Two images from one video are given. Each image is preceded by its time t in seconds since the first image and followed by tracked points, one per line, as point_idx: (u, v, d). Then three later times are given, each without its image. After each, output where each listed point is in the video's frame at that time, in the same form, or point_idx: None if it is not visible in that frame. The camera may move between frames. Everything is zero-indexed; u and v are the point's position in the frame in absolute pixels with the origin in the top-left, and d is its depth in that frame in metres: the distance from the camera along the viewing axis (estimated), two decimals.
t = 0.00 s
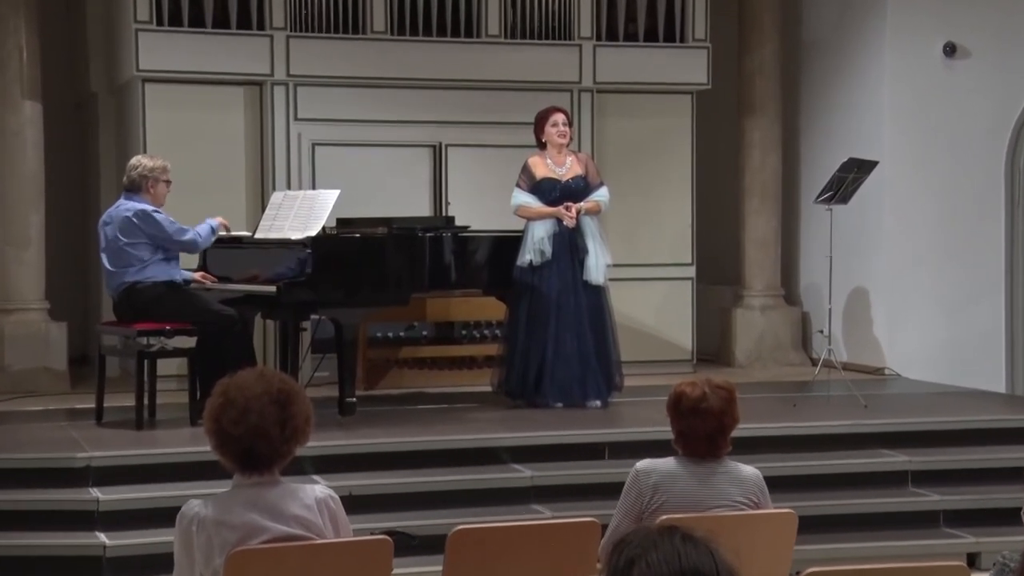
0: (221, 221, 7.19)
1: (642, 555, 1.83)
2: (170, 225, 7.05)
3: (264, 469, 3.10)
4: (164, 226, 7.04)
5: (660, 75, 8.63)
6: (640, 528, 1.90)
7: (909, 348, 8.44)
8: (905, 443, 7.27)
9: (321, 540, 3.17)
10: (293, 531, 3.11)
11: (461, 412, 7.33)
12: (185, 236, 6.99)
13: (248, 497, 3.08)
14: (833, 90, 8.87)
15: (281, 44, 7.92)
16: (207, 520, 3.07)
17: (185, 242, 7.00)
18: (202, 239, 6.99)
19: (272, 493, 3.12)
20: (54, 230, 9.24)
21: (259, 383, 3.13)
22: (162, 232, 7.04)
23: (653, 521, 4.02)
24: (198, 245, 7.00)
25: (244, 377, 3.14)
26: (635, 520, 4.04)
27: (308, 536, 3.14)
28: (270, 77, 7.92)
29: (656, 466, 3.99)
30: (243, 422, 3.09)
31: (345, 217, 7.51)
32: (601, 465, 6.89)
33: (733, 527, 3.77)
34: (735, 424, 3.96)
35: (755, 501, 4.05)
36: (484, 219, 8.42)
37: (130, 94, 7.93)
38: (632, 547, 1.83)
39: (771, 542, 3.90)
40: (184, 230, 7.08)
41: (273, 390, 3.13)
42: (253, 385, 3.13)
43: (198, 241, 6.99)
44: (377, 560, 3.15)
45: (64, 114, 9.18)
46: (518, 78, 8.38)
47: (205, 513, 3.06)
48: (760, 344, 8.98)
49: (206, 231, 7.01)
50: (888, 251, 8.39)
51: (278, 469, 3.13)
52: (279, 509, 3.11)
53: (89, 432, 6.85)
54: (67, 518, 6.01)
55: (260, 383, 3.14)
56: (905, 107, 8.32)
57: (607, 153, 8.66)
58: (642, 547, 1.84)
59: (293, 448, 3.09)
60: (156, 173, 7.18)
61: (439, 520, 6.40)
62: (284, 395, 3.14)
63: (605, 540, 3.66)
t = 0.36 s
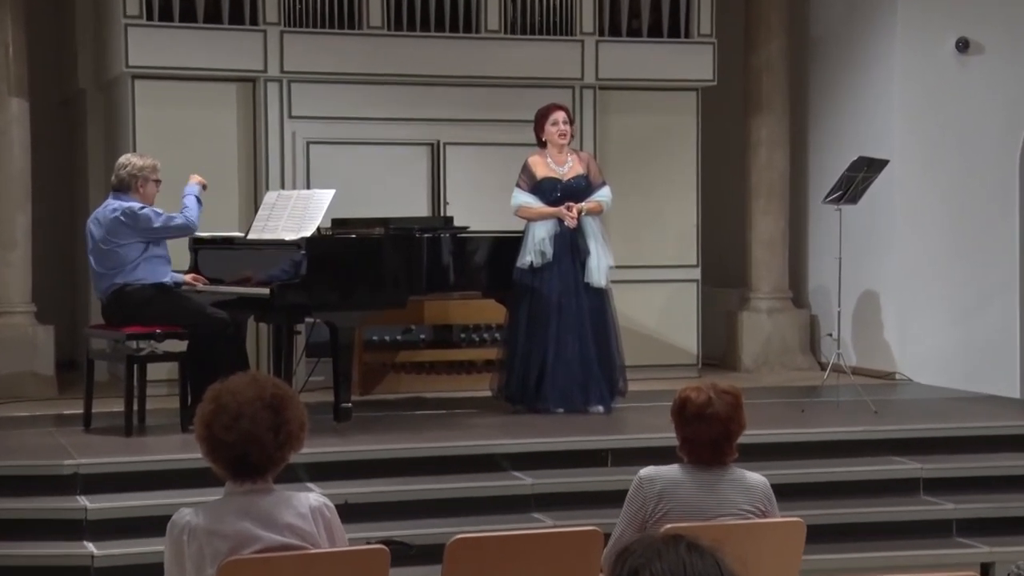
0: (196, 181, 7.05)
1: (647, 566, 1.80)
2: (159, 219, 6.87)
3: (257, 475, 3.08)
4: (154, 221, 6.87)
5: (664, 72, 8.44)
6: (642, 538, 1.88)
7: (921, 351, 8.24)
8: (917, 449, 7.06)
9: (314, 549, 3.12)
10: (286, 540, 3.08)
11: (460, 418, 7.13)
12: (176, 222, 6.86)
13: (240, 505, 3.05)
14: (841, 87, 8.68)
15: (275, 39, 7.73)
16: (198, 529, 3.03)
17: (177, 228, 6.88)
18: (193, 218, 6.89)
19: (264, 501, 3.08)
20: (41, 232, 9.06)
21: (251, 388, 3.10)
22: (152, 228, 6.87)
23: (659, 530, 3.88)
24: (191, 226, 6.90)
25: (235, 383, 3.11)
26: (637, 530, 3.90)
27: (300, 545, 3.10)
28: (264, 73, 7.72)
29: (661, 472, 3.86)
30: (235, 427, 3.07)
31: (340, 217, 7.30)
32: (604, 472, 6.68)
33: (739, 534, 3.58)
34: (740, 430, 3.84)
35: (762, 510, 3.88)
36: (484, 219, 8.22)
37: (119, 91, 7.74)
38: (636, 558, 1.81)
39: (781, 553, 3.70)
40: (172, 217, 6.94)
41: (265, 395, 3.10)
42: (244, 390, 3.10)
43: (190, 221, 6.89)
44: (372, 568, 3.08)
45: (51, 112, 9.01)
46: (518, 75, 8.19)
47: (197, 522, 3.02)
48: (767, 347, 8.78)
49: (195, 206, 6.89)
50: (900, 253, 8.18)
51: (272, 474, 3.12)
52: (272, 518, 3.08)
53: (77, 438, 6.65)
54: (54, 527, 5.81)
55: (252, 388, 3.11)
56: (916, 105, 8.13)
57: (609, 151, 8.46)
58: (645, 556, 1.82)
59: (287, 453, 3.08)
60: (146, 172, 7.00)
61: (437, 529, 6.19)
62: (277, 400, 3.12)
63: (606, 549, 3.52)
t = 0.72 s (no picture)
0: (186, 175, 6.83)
1: None
2: (147, 221, 6.68)
3: (249, 483, 2.94)
4: (142, 222, 6.68)
5: (667, 68, 8.24)
6: (643, 546, 1.78)
7: (931, 354, 8.05)
8: (928, 456, 6.86)
9: (309, 559, 2.97)
10: (280, 550, 2.93)
11: (458, 424, 6.92)
12: (165, 224, 6.68)
13: (231, 513, 2.92)
14: (849, 84, 8.49)
15: (268, 34, 7.54)
16: (189, 538, 2.89)
17: (166, 229, 6.70)
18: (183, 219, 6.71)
19: (256, 509, 2.95)
20: (27, 233, 8.88)
21: (242, 393, 2.96)
22: (140, 229, 6.68)
23: (662, 539, 3.69)
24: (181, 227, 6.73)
25: (226, 387, 2.98)
26: (641, 540, 3.74)
27: (294, 554, 2.95)
28: (256, 69, 7.54)
29: (665, 480, 3.69)
30: (226, 433, 2.93)
31: (335, 217, 7.10)
32: (606, 479, 6.48)
33: (744, 543, 3.37)
34: (746, 436, 3.65)
35: (769, 518, 3.69)
36: (482, 219, 8.03)
37: (107, 87, 7.56)
38: (639, 567, 1.71)
39: (792, 567, 3.49)
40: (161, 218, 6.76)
41: (257, 400, 2.97)
42: (235, 395, 2.97)
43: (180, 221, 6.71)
44: None
45: (37, 110, 8.83)
46: (518, 71, 8.00)
47: (187, 531, 2.88)
48: (774, 351, 8.58)
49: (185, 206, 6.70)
50: (911, 252, 7.99)
51: (265, 482, 2.98)
52: (265, 526, 2.94)
53: (63, 445, 6.45)
54: (39, 536, 5.61)
55: (243, 393, 2.97)
56: (928, 101, 7.94)
57: (611, 150, 8.27)
58: (649, 567, 1.71)
59: (279, 460, 2.94)
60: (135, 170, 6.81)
61: (433, 538, 5.99)
62: (270, 405, 2.98)
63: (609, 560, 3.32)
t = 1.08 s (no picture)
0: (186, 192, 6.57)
1: None
2: (136, 227, 6.47)
3: (241, 491, 2.82)
4: (131, 228, 6.47)
5: (671, 63, 8.05)
6: (647, 556, 1.76)
7: (944, 356, 7.86)
8: (940, 463, 6.67)
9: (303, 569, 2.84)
10: (273, 560, 2.79)
11: (456, 429, 6.72)
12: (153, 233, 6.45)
13: (223, 522, 2.79)
14: (858, 80, 8.31)
15: (260, 29, 7.37)
16: (179, 549, 2.76)
17: (152, 239, 6.47)
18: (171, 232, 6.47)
19: (249, 517, 2.82)
20: (13, 233, 8.69)
21: (234, 397, 2.84)
22: (128, 234, 6.47)
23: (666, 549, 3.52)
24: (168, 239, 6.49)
25: (218, 392, 2.85)
26: (644, 548, 3.56)
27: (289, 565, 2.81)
28: (248, 65, 7.35)
29: (668, 488, 3.52)
30: (220, 439, 2.81)
31: (331, 217, 6.91)
32: (610, 487, 6.29)
33: (754, 553, 3.17)
34: (752, 443, 3.50)
35: (777, 527, 3.52)
36: (482, 220, 7.83)
37: (95, 84, 7.37)
38: None
39: None
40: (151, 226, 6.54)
41: (250, 405, 2.84)
42: (228, 400, 2.84)
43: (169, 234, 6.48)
44: None
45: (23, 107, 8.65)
46: (518, 66, 7.81)
47: (178, 541, 2.75)
48: (781, 354, 8.39)
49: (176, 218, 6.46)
50: (923, 251, 7.80)
51: (257, 488, 2.86)
52: (257, 536, 2.80)
53: (49, 451, 6.26)
54: (24, 546, 5.41)
55: (236, 398, 2.85)
56: (942, 96, 7.77)
57: (614, 147, 8.07)
58: None
59: (272, 468, 2.83)
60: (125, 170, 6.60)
61: (431, 548, 5.78)
62: (263, 410, 2.86)
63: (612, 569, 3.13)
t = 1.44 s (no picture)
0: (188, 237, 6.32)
1: None
2: (123, 239, 6.28)
3: (231, 502, 2.62)
4: (119, 239, 6.28)
5: (676, 59, 7.85)
6: None
7: (956, 361, 7.67)
8: (954, 472, 6.47)
9: None
10: (265, 572, 2.57)
11: (455, 437, 6.53)
12: (137, 251, 6.25)
13: (214, 533, 2.58)
14: (868, 78, 8.12)
15: (253, 24, 7.18)
16: (169, 560, 2.56)
17: (134, 258, 6.27)
18: (154, 259, 6.25)
19: (240, 529, 2.60)
20: None
21: (225, 405, 2.60)
22: (114, 244, 6.28)
23: (670, 562, 3.36)
24: (149, 263, 6.27)
25: (209, 398, 2.62)
26: (648, 559, 3.39)
27: None
28: (240, 61, 7.17)
29: (669, 499, 3.34)
30: (210, 448, 2.58)
31: (326, 219, 6.73)
32: (613, 497, 6.08)
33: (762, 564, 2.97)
34: (759, 451, 3.30)
35: (785, 538, 3.33)
36: (480, 221, 7.64)
37: (82, 81, 7.19)
38: None
39: None
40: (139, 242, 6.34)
41: (243, 412, 2.61)
42: (218, 406, 2.61)
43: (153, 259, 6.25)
44: None
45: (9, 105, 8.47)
46: (519, 63, 7.62)
47: (168, 551, 2.55)
48: (790, 360, 8.19)
49: (164, 247, 6.24)
50: (936, 254, 7.61)
51: (250, 497, 2.65)
52: (248, 546, 2.59)
53: (35, 460, 6.06)
54: (6, 558, 5.20)
55: (227, 405, 2.62)
56: (955, 93, 7.58)
57: (618, 146, 7.87)
58: None
59: (264, 479, 2.61)
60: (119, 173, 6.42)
61: (429, 559, 5.58)
62: (257, 419, 2.62)
63: None
